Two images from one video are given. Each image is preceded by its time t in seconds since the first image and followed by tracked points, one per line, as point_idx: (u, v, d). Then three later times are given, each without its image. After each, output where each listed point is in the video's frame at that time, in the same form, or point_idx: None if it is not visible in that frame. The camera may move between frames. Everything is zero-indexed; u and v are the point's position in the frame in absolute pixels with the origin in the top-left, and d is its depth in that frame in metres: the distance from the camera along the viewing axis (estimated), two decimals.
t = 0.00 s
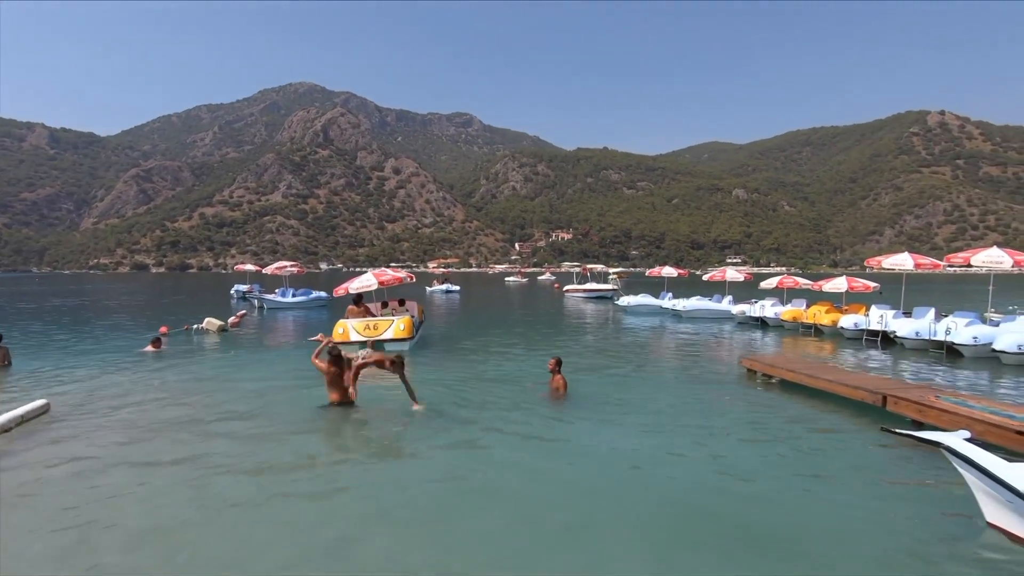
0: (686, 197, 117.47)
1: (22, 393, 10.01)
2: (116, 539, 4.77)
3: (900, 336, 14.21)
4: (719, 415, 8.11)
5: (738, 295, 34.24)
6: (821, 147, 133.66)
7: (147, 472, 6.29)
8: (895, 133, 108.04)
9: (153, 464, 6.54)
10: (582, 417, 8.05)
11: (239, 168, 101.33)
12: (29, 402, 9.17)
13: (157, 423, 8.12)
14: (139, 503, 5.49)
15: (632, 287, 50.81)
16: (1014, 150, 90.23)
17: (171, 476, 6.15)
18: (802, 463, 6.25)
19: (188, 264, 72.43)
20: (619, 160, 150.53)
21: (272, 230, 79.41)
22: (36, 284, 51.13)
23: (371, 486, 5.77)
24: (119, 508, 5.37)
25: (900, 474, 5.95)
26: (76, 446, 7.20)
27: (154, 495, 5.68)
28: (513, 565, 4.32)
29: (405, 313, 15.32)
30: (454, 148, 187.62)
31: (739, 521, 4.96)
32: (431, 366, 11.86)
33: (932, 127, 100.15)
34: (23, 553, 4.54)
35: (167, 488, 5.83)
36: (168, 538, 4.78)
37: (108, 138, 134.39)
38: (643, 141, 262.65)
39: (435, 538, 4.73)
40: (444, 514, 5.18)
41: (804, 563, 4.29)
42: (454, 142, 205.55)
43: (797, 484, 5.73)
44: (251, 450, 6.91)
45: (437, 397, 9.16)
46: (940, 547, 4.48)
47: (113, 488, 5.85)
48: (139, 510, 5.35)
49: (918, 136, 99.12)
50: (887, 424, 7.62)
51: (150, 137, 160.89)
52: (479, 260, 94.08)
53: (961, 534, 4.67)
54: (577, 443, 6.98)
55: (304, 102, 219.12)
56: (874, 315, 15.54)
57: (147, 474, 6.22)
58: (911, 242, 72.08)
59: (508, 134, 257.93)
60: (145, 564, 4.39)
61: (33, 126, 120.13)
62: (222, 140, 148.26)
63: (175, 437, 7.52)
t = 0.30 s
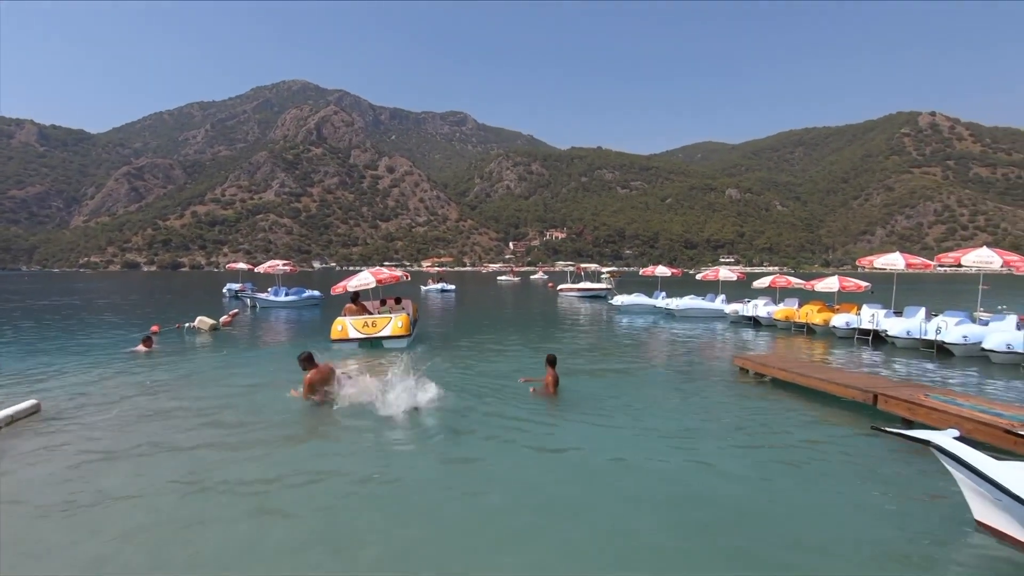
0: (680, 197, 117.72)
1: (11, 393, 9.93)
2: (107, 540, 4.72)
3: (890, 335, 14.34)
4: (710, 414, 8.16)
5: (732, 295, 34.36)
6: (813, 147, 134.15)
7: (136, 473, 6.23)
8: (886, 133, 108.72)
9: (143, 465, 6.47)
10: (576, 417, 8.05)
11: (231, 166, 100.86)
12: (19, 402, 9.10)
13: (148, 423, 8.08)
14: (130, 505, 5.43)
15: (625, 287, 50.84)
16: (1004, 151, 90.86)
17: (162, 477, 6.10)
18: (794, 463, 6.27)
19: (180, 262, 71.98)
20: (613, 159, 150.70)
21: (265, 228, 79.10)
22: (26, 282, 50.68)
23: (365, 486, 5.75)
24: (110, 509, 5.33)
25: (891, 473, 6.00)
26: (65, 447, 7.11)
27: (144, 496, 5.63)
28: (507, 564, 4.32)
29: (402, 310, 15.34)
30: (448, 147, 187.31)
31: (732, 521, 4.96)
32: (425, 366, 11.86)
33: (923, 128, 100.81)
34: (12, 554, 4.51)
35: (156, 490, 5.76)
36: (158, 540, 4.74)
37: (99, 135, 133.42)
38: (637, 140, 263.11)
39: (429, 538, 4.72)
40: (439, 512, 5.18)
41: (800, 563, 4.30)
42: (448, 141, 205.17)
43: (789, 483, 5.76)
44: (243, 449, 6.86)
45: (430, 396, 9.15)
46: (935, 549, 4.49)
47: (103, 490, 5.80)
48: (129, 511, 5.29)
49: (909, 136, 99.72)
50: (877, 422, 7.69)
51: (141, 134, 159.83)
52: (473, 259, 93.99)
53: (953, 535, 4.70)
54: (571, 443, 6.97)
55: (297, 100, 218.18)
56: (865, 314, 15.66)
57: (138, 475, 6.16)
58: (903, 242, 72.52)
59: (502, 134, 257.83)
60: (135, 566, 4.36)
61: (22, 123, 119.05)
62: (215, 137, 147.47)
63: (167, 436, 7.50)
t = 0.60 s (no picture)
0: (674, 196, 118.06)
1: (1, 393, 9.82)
2: (99, 543, 4.68)
3: (882, 334, 14.47)
4: (705, 412, 8.21)
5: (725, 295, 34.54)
6: (806, 147, 134.87)
7: (129, 473, 6.19)
8: (878, 133, 109.54)
9: (135, 465, 6.42)
10: (570, 416, 8.07)
11: (224, 164, 100.41)
12: (8, 401, 8.98)
13: (139, 423, 8.01)
14: (122, 506, 5.38)
15: (619, 286, 50.95)
16: (994, 151, 91.53)
17: (154, 477, 6.05)
18: (788, 462, 6.32)
19: (172, 261, 71.59)
20: (607, 158, 150.97)
21: (258, 227, 78.86)
22: (15, 281, 50.18)
23: (361, 486, 5.72)
24: (101, 511, 5.28)
25: (884, 472, 6.04)
26: (55, 447, 7.05)
27: (137, 496, 5.60)
28: (503, 563, 4.31)
29: (399, 309, 15.45)
30: (442, 145, 187.11)
31: (729, 520, 4.98)
32: (420, 365, 11.86)
33: (914, 128, 101.50)
34: None
35: (149, 491, 5.72)
36: (152, 542, 4.69)
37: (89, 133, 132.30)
38: (630, 140, 263.81)
39: (426, 538, 4.70)
40: (436, 512, 5.17)
41: (796, 562, 4.31)
42: (442, 140, 204.94)
43: (781, 480, 5.82)
44: (237, 450, 6.82)
45: (425, 395, 9.15)
46: (930, 548, 4.52)
47: (95, 491, 5.75)
48: (121, 512, 5.25)
49: (900, 137, 100.62)
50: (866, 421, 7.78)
51: (132, 131, 158.63)
52: (468, 258, 94.08)
53: (947, 535, 4.72)
54: (566, 442, 6.97)
55: (290, 98, 217.06)
56: (857, 313, 15.77)
57: (130, 475, 6.12)
58: (894, 241, 73.09)
59: (496, 133, 257.69)
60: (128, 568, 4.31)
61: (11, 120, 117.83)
62: (207, 136, 146.63)
63: (157, 436, 7.43)
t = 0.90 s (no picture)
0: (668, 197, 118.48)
1: None
2: (98, 544, 4.67)
3: (874, 331, 14.58)
4: (697, 409, 8.26)
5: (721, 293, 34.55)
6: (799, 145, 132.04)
7: (119, 474, 6.17)
8: (872, 132, 109.60)
9: (128, 466, 6.37)
10: (566, 414, 8.07)
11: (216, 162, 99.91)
12: None
13: (132, 423, 7.97)
14: (118, 508, 5.35)
15: (616, 284, 50.93)
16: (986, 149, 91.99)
17: (151, 477, 6.04)
18: (782, 460, 6.35)
19: (164, 260, 71.52)
20: (602, 156, 150.88)
21: (251, 225, 78.53)
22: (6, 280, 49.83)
23: (358, 486, 5.71)
24: (98, 509, 5.31)
25: (883, 472, 6.04)
26: (45, 448, 6.97)
27: (133, 494, 5.61)
28: (496, 560, 4.36)
29: (396, 306, 15.53)
30: (437, 143, 186.57)
31: (727, 520, 4.99)
32: (414, 363, 11.87)
33: (906, 128, 100.68)
34: None
35: (141, 493, 5.66)
36: (150, 543, 4.68)
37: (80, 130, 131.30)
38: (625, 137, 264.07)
39: (423, 538, 4.70)
40: (432, 511, 5.19)
41: (794, 560, 4.35)
42: (437, 138, 204.45)
43: (773, 478, 5.88)
44: (232, 450, 6.78)
45: (421, 394, 9.10)
46: (924, 545, 4.58)
47: (88, 493, 5.66)
48: (118, 512, 5.22)
49: (892, 136, 101.01)
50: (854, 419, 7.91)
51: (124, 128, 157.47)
52: (462, 257, 94.01)
53: (941, 532, 4.75)
54: (564, 441, 6.96)
55: (284, 95, 216.07)
56: (850, 311, 15.86)
57: (125, 474, 6.10)
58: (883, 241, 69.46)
59: (491, 131, 257.18)
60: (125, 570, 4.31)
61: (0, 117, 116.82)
62: (200, 133, 145.77)
63: (150, 435, 7.41)
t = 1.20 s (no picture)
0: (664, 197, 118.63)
1: None
2: (98, 544, 4.66)
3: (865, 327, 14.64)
4: (695, 410, 8.19)
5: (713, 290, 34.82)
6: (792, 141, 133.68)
7: (118, 474, 6.13)
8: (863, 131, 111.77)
9: (127, 466, 6.34)
10: (562, 414, 8.05)
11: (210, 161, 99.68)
12: None
13: (126, 424, 7.89)
14: (116, 509, 5.32)
15: (609, 282, 51.16)
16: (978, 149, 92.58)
17: (149, 477, 6.01)
18: (780, 459, 6.33)
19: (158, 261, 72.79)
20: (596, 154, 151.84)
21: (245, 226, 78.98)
22: None
23: (356, 485, 5.71)
24: (96, 510, 5.28)
25: (878, 468, 6.03)
26: (43, 449, 6.95)
27: (130, 495, 5.57)
28: (501, 560, 4.35)
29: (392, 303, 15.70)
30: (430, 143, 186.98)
31: (723, 518, 4.98)
32: (408, 363, 11.85)
33: (898, 127, 104.52)
34: None
35: (141, 492, 5.65)
36: (147, 543, 4.66)
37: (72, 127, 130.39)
38: (620, 137, 264.78)
39: (425, 538, 4.67)
40: (428, 510, 5.18)
41: (789, 557, 4.35)
42: (430, 137, 204.87)
43: (772, 478, 5.84)
44: (231, 449, 6.78)
45: (419, 394, 9.11)
46: (916, 541, 4.54)
47: (87, 493, 5.64)
48: (114, 514, 5.19)
49: (884, 135, 103.57)
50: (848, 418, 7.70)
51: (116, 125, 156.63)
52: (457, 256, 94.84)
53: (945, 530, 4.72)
54: (561, 441, 6.95)
55: (277, 93, 215.87)
56: (842, 311, 16.04)
57: (124, 475, 6.07)
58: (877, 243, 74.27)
59: (484, 130, 257.92)
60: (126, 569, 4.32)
61: None
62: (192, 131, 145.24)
63: (145, 436, 7.35)
